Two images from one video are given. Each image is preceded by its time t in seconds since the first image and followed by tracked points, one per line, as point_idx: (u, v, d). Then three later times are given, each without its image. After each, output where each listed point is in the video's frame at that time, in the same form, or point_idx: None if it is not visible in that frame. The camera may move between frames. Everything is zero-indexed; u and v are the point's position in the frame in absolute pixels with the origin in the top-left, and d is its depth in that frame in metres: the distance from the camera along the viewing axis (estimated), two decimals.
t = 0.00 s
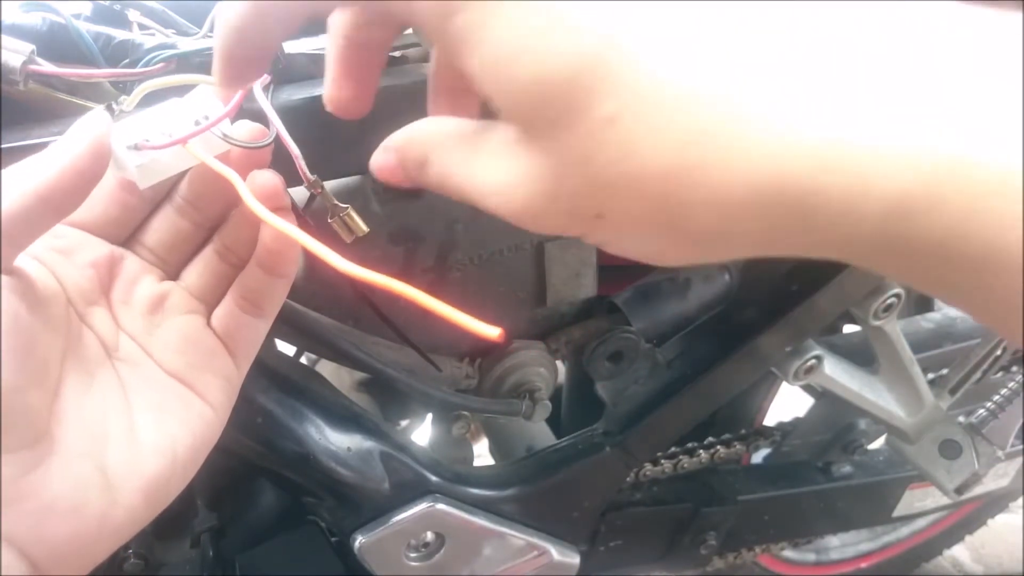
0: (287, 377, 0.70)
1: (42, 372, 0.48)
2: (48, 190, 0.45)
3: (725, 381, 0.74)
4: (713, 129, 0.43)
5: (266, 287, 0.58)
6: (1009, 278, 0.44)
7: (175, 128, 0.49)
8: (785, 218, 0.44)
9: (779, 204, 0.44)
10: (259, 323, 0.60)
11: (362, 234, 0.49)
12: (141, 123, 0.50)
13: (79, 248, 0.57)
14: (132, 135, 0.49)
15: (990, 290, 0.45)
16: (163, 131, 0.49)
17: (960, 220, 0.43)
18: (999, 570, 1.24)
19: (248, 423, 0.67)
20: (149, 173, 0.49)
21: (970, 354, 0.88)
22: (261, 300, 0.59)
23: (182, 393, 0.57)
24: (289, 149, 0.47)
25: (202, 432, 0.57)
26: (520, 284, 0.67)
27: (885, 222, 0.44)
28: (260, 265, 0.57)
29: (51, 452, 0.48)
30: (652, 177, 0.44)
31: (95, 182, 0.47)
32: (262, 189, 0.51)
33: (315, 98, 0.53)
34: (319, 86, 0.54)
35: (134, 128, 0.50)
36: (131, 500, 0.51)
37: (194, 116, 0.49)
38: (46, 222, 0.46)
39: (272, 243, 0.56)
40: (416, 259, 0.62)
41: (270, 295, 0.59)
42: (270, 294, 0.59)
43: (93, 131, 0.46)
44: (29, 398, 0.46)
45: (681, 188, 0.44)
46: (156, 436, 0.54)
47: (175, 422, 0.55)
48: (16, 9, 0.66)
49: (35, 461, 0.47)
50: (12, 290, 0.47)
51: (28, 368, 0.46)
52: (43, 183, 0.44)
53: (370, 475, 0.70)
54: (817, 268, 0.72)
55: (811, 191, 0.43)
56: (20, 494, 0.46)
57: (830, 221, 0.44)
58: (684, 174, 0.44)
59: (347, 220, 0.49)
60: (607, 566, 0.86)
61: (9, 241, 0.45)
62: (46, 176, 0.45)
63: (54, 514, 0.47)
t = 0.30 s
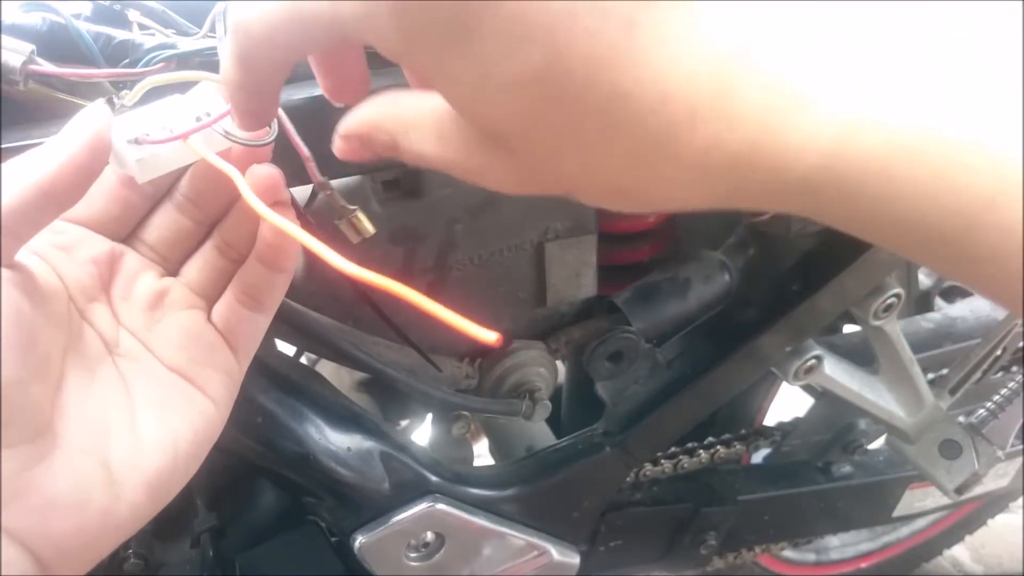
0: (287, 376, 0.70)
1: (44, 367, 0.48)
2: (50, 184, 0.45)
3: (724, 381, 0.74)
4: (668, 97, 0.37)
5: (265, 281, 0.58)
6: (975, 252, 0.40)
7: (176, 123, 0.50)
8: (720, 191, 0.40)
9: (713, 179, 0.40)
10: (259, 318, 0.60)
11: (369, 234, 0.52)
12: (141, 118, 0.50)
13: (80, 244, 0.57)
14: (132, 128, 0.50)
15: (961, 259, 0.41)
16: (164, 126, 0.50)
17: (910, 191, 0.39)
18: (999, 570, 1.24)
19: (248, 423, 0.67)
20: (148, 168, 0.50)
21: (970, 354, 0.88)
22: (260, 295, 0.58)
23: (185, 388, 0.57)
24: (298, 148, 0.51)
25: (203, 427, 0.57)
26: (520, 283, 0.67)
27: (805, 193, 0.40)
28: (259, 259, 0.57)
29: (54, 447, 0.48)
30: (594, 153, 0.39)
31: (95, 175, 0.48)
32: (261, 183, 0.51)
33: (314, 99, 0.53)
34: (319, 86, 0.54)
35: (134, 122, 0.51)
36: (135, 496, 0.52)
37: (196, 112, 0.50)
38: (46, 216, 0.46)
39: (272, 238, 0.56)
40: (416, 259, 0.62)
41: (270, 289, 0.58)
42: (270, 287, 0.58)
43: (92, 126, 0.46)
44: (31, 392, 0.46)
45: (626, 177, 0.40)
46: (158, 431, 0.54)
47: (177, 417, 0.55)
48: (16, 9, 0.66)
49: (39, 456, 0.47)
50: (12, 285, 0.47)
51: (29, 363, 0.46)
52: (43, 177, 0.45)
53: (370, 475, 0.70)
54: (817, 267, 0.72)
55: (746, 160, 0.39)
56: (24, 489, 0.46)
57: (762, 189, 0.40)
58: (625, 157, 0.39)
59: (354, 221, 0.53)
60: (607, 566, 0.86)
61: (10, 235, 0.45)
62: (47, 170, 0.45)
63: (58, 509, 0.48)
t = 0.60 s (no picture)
0: (286, 376, 0.70)
1: (42, 352, 0.48)
2: (46, 164, 0.45)
3: (723, 381, 0.74)
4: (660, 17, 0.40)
5: (264, 263, 0.58)
6: (924, 173, 0.43)
7: (171, 107, 0.50)
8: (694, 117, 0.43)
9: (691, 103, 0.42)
10: (257, 302, 0.59)
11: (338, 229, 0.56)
12: (137, 102, 0.50)
13: (74, 232, 0.57)
14: (126, 112, 0.50)
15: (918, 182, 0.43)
16: (158, 109, 0.50)
17: (867, 106, 0.42)
18: (999, 570, 1.24)
19: (248, 422, 0.67)
20: (140, 150, 0.51)
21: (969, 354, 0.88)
22: (259, 278, 0.59)
23: (184, 373, 0.56)
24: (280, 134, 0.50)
25: (204, 412, 0.56)
26: (520, 283, 0.67)
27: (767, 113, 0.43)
28: (256, 242, 0.58)
29: (52, 433, 0.48)
30: (582, 79, 0.41)
31: (92, 158, 0.47)
32: (258, 164, 0.52)
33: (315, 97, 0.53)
34: (320, 85, 0.54)
35: (128, 105, 0.51)
36: (137, 481, 0.52)
37: (192, 97, 0.51)
38: (44, 197, 0.46)
39: (269, 219, 0.57)
40: (417, 258, 0.62)
41: (269, 272, 0.59)
42: (269, 271, 0.59)
43: (87, 106, 0.46)
44: (29, 375, 0.46)
45: (601, 99, 0.42)
46: (158, 417, 0.53)
47: (177, 403, 0.55)
48: (16, 9, 0.66)
49: (37, 441, 0.47)
50: (13, 269, 0.47)
51: (27, 346, 0.46)
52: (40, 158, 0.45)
53: (370, 475, 0.70)
54: (816, 267, 0.72)
55: (715, 83, 0.41)
56: (23, 473, 0.46)
57: (730, 113, 0.43)
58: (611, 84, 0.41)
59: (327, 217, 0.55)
60: (607, 566, 0.86)
61: (10, 216, 0.45)
62: (44, 150, 0.45)
63: (59, 495, 0.48)
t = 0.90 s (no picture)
0: (286, 376, 0.70)
1: (47, 344, 0.48)
2: (51, 158, 0.46)
3: (724, 381, 0.74)
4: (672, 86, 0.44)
5: (267, 258, 0.58)
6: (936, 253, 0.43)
7: (178, 100, 0.51)
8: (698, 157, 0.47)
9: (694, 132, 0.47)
10: (260, 297, 0.60)
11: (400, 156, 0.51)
12: (142, 95, 0.52)
13: (81, 225, 0.57)
14: (132, 105, 0.51)
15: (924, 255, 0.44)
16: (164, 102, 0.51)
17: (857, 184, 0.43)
18: (999, 570, 1.24)
19: (248, 422, 0.67)
20: (146, 143, 0.51)
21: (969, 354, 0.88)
22: (263, 272, 0.58)
23: (187, 368, 0.57)
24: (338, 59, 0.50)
25: (208, 406, 0.57)
26: (521, 282, 0.67)
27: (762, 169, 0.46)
28: (261, 237, 0.57)
29: (57, 426, 0.48)
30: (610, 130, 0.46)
31: (97, 151, 0.48)
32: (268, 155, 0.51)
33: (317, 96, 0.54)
34: (322, 86, 0.55)
35: (134, 99, 0.52)
36: (141, 474, 0.52)
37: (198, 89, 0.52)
38: (49, 191, 0.46)
39: (272, 213, 0.55)
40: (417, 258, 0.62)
41: (272, 267, 0.58)
42: (272, 265, 0.58)
43: (93, 100, 0.47)
44: (33, 368, 0.46)
45: (639, 147, 0.47)
46: (161, 411, 0.54)
47: (181, 398, 0.55)
48: (17, 9, 0.66)
49: (42, 433, 0.47)
50: (15, 260, 0.47)
51: (31, 340, 0.46)
52: (46, 151, 0.45)
53: (370, 475, 0.70)
54: (817, 268, 0.72)
55: (726, 149, 0.44)
56: (29, 466, 0.46)
57: (737, 180, 0.46)
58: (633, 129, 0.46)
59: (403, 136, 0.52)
60: (607, 566, 0.86)
61: (13, 209, 0.45)
62: (49, 144, 0.45)
63: (64, 488, 0.48)
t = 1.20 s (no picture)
0: (287, 376, 0.70)
1: (55, 344, 0.48)
2: (59, 159, 0.48)
3: (724, 381, 0.74)
4: None
5: (271, 257, 0.58)
6: (981, 141, 0.38)
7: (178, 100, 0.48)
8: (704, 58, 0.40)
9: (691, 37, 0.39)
10: (265, 296, 0.59)
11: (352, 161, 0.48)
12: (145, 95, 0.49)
13: (85, 227, 0.57)
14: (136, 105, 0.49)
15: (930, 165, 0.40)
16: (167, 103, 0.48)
17: (910, 53, 0.38)
18: (999, 570, 1.24)
19: (249, 422, 0.67)
20: (152, 145, 0.49)
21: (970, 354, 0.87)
22: (267, 271, 0.59)
23: (194, 366, 0.57)
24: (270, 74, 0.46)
25: (214, 406, 0.56)
26: (521, 283, 0.67)
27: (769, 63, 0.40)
28: (265, 237, 0.57)
29: (67, 424, 0.48)
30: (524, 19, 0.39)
31: (102, 151, 0.51)
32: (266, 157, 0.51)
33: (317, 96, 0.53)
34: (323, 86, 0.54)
35: (137, 99, 0.49)
36: (149, 473, 0.52)
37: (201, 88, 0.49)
38: (57, 191, 0.48)
39: (277, 213, 0.56)
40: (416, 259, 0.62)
41: (276, 266, 0.59)
42: (276, 263, 0.58)
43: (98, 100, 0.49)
44: (44, 368, 0.46)
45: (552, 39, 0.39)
46: (169, 409, 0.54)
47: (187, 396, 0.55)
48: (17, 9, 0.66)
49: (52, 432, 0.47)
50: (23, 263, 0.47)
51: (41, 341, 0.46)
52: (53, 152, 0.48)
53: (370, 475, 0.70)
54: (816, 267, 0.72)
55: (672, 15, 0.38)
56: (39, 465, 0.46)
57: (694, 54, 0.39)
58: (628, 45, 0.39)
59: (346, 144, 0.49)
60: (607, 566, 0.86)
61: (19, 210, 0.46)
62: (56, 146, 0.48)
63: (72, 487, 0.48)
